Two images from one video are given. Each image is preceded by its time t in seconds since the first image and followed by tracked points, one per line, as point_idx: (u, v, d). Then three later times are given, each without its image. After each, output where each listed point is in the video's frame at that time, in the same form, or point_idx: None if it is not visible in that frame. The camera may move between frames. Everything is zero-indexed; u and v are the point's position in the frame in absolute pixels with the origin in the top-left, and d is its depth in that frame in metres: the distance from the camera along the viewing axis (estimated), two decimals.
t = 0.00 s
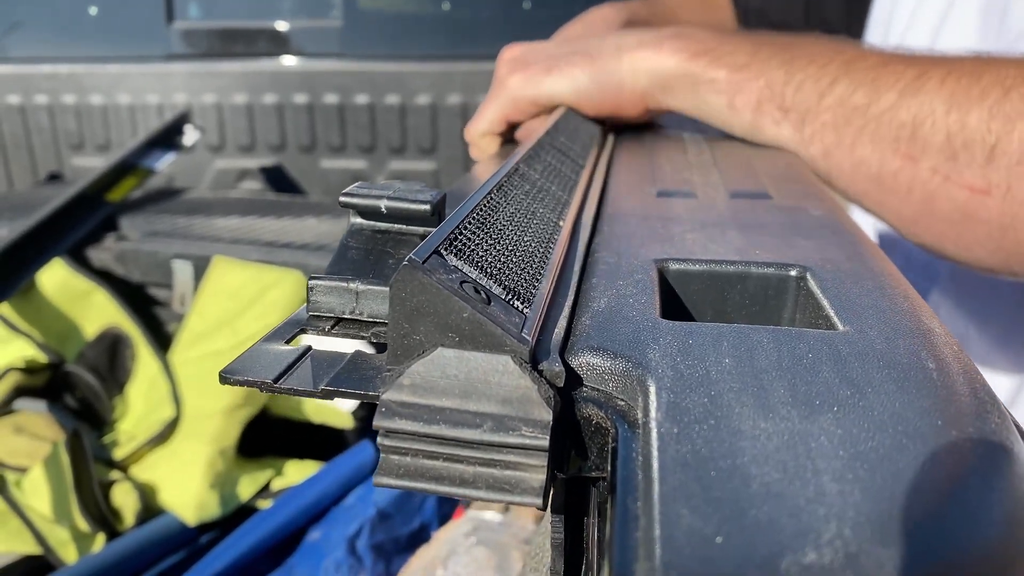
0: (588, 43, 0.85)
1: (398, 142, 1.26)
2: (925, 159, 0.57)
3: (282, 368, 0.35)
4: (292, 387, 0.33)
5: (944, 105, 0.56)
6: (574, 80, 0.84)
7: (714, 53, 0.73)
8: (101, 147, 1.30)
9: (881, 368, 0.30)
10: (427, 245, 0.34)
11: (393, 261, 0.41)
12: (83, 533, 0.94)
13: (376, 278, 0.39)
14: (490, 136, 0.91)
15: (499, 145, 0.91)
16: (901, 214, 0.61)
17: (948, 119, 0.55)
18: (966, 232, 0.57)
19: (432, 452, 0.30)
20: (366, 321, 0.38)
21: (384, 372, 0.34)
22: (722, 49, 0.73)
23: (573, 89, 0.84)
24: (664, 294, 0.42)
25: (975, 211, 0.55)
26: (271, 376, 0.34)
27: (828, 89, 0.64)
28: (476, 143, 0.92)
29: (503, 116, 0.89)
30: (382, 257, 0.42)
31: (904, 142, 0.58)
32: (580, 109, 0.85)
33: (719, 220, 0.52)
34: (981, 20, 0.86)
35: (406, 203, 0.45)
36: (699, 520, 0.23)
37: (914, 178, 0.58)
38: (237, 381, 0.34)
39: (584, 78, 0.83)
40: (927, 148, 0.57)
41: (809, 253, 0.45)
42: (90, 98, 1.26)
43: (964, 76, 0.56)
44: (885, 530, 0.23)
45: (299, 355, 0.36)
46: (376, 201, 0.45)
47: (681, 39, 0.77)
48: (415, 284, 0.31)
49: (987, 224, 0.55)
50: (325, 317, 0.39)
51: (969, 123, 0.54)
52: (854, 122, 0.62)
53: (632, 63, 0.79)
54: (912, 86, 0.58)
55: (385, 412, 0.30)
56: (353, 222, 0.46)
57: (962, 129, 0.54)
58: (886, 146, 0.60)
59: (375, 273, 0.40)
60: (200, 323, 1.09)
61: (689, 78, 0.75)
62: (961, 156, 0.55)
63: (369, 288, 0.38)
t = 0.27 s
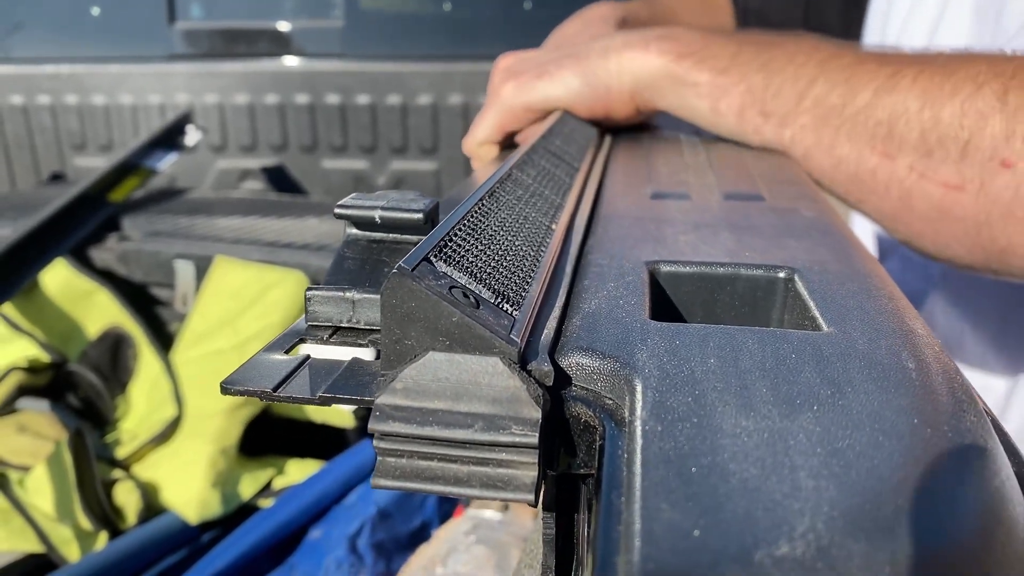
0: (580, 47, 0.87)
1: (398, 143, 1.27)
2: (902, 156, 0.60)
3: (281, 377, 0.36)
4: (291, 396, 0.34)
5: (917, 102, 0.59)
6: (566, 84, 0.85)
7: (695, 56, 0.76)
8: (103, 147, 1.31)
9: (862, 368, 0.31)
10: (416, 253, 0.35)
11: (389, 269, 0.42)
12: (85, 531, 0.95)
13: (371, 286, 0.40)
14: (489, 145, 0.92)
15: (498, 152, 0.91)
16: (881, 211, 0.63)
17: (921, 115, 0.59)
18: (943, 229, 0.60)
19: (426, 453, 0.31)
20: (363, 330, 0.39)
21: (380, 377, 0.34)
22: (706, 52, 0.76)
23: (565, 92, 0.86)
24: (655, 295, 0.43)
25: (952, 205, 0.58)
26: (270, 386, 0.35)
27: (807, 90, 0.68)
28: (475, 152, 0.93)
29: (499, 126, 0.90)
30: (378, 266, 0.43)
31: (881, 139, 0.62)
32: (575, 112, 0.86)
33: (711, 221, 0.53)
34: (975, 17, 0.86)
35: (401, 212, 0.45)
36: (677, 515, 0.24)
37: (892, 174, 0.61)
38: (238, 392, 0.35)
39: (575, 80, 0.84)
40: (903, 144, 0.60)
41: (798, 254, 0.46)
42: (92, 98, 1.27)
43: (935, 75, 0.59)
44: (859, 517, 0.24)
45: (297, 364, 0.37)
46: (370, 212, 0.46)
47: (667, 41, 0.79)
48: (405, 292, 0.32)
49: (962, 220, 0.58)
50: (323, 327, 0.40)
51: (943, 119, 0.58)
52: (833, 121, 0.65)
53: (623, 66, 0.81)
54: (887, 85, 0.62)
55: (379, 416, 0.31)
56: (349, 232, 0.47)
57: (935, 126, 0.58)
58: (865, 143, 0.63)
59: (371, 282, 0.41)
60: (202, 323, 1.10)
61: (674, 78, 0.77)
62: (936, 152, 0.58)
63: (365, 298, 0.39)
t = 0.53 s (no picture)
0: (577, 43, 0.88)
1: (401, 142, 1.28)
2: (888, 156, 0.60)
3: (275, 362, 0.37)
4: (284, 379, 0.35)
5: (904, 102, 0.59)
6: (564, 80, 0.86)
7: (691, 53, 0.78)
8: (107, 146, 1.32)
9: (840, 354, 0.31)
10: (407, 242, 0.36)
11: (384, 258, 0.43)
12: (88, 527, 1.06)
13: (365, 275, 0.41)
14: (487, 142, 0.92)
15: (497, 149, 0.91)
16: (871, 211, 0.63)
17: (907, 115, 0.59)
18: (931, 228, 0.59)
19: (415, 435, 0.32)
20: (357, 317, 0.40)
21: (372, 361, 0.35)
22: (700, 49, 0.78)
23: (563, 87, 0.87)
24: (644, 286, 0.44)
25: (937, 207, 0.57)
26: (265, 368, 0.36)
27: (795, 91, 0.69)
28: (474, 150, 0.92)
29: (498, 122, 0.90)
30: (373, 255, 0.44)
31: (868, 139, 0.62)
32: (573, 109, 0.88)
33: (703, 216, 0.54)
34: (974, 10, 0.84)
35: (396, 203, 0.46)
36: (652, 490, 0.24)
37: (878, 174, 0.62)
38: (234, 375, 0.36)
39: (573, 76, 0.86)
40: (890, 144, 0.60)
41: (785, 247, 0.47)
42: (96, 98, 1.28)
43: (922, 73, 0.60)
44: (831, 502, 0.23)
45: (291, 350, 0.38)
46: (365, 203, 0.47)
47: (662, 38, 0.81)
48: (396, 278, 0.33)
49: (947, 220, 0.57)
50: (318, 314, 0.41)
51: (928, 119, 0.58)
52: (823, 119, 0.66)
53: (620, 63, 0.82)
54: (874, 84, 0.63)
55: (369, 398, 0.32)
56: (345, 223, 0.47)
57: (920, 126, 0.58)
58: (852, 142, 0.63)
59: (365, 271, 0.42)
60: (205, 320, 1.18)
61: (669, 78, 0.79)
62: (921, 152, 0.58)
63: (358, 286, 0.40)
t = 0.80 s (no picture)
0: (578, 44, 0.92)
1: (407, 141, 1.32)
2: (881, 156, 0.62)
3: (284, 360, 0.38)
4: (294, 377, 0.36)
5: (896, 103, 0.61)
6: (565, 80, 0.89)
7: (689, 53, 0.81)
8: (114, 145, 1.32)
9: (834, 348, 0.32)
10: (409, 241, 0.36)
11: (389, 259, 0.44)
12: (95, 523, 1.12)
13: (370, 275, 0.42)
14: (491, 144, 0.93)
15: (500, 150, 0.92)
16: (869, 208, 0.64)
17: (899, 116, 0.61)
18: (921, 228, 0.60)
19: (420, 428, 0.32)
20: (363, 317, 0.41)
21: (378, 359, 0.36)
22: (697, 49, 0.81)
23: (563, 88, 0.89)
24: (643, 283, 0.44)
25: (926, 207, 0.59)
26: (275, 368, 0.37)
27: (789, 93, 0.72)
28: (478, 152, 0.94)
29: (503, 123, 0.92)
30: (378, 256, 0.45)
31: (860, 139, 0.64)
32: (576, 109, 0.90)
33: (704, 214, 0.54)
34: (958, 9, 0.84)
35: (400, 204, 0.47)
36: (645, 476, 0.24)
37: (869, 173, 0.63)
38: (243, 374, 0.36)
39: (575, 76, 0.89)
40: (882, 144, 0.62)
41: (782, 245, 0.47)
42: (103, 97, 1.28)
43: (915, 74, 0.62)
44: (820, 490, 0.24)
45: (300, 349, 0.39)
46: (369, 205, 0.48)
47: (661, 37, 0.84)
48: (398, 276, 0.33)
49: (936, 220, 0.58)
50: (325, 315, 0.42)
51: (919, 120, 0.59)
52: (816, 120, 0.68)
53: (618, 61, 0.85)
54: (866, 85, 0.65)
55: (374, 393, 0.33)
56: (350, 226, 0.48)
57: (911, 126, 0.60)
58: (846, 141, 0.65)
59: (371, 271, 0.43)
60: (213, 318, 1.32)
61: (666, 79, 0.82)
62: (912, 152, 0.60)
63: (364, 285, 0.41)
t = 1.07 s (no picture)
0: (584, 47, 0.95)
1: (416, 142, 1.66)
2: (872, 160, 0.68)
3: (300, 356, 0.39)
4: (309, 372, 0.37)
5: (886, 108, 0.67)
6: (572, 81, 0.92)
7: (689, 56, 0.85)
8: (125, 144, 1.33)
9: (831, 344, 0.33)
10: (419, 241, 0.38)
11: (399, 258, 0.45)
12: (106, 518, 1.12)
13: (382, 274, 0.43)
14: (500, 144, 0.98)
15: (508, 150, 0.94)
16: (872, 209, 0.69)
17: (888, 121, 0.66)
18: (914, 230, 0.66)
19: (431, 421, 0.34)
20: (375, 314, 0.42)
21: (389, 355, 0.37)
22: (697, 52, 0.86)
23: (571, 89, 0.92)
24: (648, 282, 0.45)
25: (919, 211, 0.65)
26: (291, 363, 0.38)
27: (784, 99, 0.76)
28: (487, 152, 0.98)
29: (511, 123, 0.95)
30: (389, 256, 0.46)
31: (852, 143, 0.69)
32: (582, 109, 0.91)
33: (708, 213, 0.56)
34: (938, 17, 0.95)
35: (410, 205, 0.48)
36: (647, 466, 0.25)
37: (861, 179, 0.69)
38: (260, 370, 0.37)
39: (582, 77, 0.91)
40: (873, 147, 0.68)
41: (785, 244, 0.49)
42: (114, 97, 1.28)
43: (907, 78, 0.67)
44: (814, 480, 0.25)
45: (314, 345, 0.40)
46: (381, 206, 0.48)
47: (663, 39, 0.88)
48: (410, 275, 0.35)
49: (930, 223, 0.64)
50: (338, 313, 0.43)
51: (909, 125, 0.64)
52: (810, 124, 0.73)
53: (623, 62, 0.88)
54: (858, 90, 0.70)
55: (387, 387, 0.34)
56: (361, 226, 0.49)
57: (900, 132, 0.65)
58: (839, 144, 0.70)
59: (383, 271, 0.44)
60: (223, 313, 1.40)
61: (668, 81, 0.86)
62: (902, 155, 0.65)
63: (376, 284, 0.42)
